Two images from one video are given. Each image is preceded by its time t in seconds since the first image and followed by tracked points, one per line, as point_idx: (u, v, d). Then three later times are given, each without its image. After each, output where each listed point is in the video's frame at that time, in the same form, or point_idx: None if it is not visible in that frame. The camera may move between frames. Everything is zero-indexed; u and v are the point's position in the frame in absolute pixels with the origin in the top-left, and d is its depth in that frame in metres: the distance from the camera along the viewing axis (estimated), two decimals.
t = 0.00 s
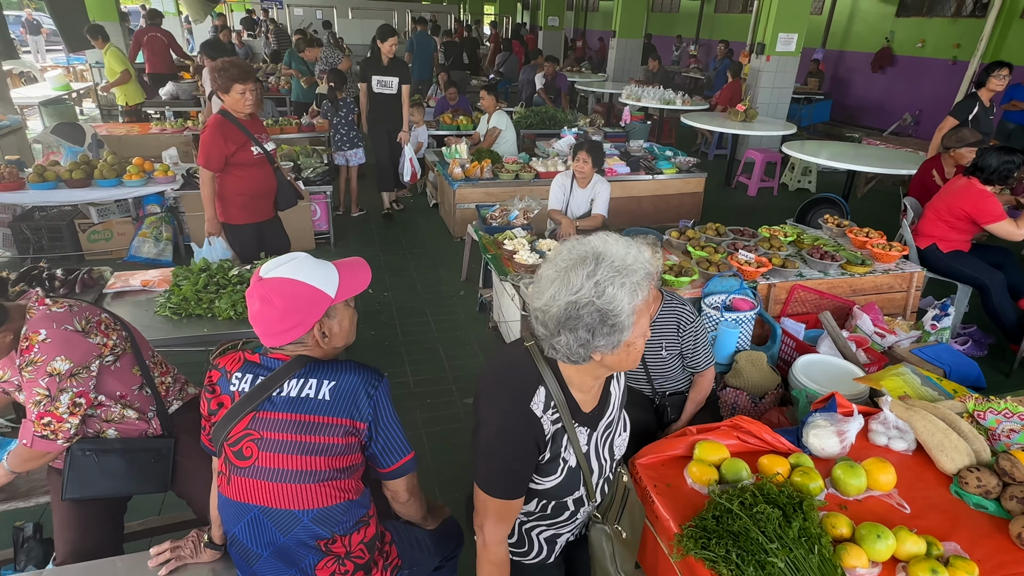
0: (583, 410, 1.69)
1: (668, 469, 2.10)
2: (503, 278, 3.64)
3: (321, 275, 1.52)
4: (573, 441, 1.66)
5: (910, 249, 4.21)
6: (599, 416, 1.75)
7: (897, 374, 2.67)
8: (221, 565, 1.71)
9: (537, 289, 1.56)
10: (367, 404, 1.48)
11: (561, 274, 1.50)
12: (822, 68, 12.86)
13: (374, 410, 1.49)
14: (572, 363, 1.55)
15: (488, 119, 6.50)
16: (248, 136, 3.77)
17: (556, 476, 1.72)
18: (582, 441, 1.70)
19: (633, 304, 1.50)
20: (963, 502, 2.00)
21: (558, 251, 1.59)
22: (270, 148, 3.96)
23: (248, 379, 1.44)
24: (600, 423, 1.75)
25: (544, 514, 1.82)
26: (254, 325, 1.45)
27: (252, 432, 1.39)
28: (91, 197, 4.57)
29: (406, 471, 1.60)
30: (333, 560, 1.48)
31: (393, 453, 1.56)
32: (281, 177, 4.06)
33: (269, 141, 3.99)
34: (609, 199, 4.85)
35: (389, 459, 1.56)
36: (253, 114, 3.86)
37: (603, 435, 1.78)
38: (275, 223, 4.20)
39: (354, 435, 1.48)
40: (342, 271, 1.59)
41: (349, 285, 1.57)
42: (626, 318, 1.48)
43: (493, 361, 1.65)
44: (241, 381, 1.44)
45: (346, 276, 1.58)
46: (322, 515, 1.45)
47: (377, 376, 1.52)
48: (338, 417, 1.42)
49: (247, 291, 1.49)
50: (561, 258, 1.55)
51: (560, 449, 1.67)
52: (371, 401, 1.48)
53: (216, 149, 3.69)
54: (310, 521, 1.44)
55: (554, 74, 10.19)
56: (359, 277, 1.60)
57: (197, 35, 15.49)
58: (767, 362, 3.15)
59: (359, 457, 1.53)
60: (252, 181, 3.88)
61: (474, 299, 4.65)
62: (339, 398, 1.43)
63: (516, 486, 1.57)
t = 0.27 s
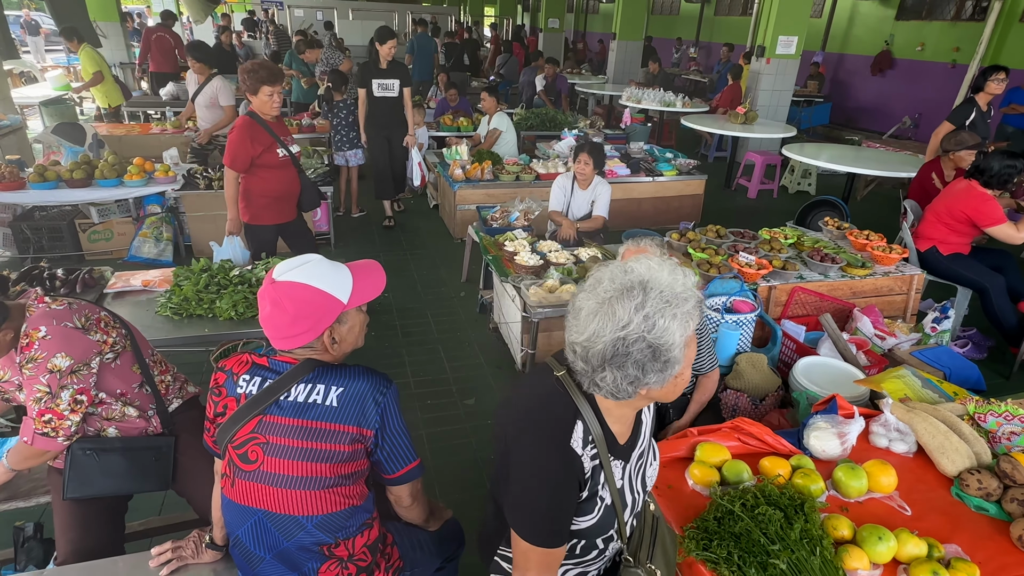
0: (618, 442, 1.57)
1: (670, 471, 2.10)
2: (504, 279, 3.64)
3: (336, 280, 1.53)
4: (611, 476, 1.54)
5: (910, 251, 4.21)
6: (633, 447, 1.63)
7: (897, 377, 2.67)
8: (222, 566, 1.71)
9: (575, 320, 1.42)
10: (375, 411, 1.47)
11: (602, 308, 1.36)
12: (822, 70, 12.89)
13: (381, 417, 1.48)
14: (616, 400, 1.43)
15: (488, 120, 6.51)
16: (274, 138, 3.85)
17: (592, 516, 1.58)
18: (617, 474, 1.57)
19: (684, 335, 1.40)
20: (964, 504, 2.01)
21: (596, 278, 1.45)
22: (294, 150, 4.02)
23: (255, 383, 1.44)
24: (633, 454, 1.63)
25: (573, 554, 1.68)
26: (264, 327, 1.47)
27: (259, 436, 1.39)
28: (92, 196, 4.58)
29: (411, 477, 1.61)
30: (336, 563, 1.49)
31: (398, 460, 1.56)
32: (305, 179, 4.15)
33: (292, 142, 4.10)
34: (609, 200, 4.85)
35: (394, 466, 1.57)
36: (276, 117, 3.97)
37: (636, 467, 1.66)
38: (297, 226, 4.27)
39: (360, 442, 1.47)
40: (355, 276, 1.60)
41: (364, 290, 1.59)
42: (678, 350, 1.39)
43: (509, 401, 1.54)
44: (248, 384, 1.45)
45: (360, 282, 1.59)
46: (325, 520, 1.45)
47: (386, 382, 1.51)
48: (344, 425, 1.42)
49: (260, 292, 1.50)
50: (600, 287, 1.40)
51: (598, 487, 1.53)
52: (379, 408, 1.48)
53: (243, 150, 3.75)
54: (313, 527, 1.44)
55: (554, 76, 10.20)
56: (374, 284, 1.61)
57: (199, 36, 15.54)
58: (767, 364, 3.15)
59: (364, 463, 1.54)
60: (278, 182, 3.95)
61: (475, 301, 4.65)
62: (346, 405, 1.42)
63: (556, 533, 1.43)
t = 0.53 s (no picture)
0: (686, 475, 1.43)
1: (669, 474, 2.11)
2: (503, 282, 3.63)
3: (351, 281, 1.55)
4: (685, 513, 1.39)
5: (907, 254, 4.23)
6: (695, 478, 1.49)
7: (896, 379, 2.67)
8: (221, 570, 1.70)
9: (650, 345, 1.30)
10: (379, 413, 1.47)
11: (686, 331, 1.25)
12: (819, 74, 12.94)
13: (385, 419, 1.48)
14: (693, 431, 1.31)
15: (487, 123, 6.52)
16: (303, 138, 3.99)
17: (667, 562, 1.42)
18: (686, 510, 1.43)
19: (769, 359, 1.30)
20: (963, 508, 2.01)
21: (669, 300, 1.34)
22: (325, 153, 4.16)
23: (262, 381, 1.45)
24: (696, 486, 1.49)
25: None
26: (276, 322, 1.50)
27: (264, 435, 1.40)
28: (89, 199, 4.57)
29: (414, 480, 1.62)
30: (336, 566, 1.49)
31: (401, 462, 1.57)
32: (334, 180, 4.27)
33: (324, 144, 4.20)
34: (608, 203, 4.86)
35: (397, 469, 1.58)
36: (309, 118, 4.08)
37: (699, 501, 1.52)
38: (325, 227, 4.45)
39: (364, 443, 1.47)
40: (370, 281, 1.61)
41: (378, 294, 1.60)
42: (766, 376, 1.28)
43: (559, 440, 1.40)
44: (255, 382, 1.46)
45: (375, 286, 1.61)
46: (327, 521, 1.45)
47: (391, 384, 1.51)
48: (349, 425, 1.42)
49: (276, 287, 1.54)
50: (678, 310, 1.29)
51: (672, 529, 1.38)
52: (383, 410, 1.48)
53: (274, 150, 3.93)
54: (315, 528, 1.44)
55: (552, 79, 10.22)
56: (388, 289, 1.63)
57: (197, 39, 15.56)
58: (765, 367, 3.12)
59: (367, 465, 1.54)
60: (305, 182, 4.10)
61: (474, 303, 4.66)
62: (351, 405, 1.42)
63: None
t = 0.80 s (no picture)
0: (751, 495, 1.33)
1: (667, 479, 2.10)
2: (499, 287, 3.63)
3: (357, 284, 1.58)
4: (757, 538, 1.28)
5: (902, 259, 4.24)
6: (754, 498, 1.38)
7: (892, 384, 2.67)
8: None
9: (729, 365, 1.22)
10: (382, 413, 1.48)
11: (772, 354, 1.19)
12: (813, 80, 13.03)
13: (387, 420, 1.49)
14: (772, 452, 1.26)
15: (483, 129, 6.53)
16: (323, 143, 3.96)
17: None
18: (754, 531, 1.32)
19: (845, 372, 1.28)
20: (961, 511, 2.01)
21: (740, 318, 1.27)
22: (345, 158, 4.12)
23: (266, 381, 1.48)
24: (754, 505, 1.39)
25: None
26: (281, 322, 1.52)
27: (266, 433, 1.41)
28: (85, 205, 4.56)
29: (416, 483, 1.61)
30: (335, 569, 1.48)
31: (402, 465, 1.57)
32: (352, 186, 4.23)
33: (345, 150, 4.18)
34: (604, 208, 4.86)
35: (399, 471, 1.57)
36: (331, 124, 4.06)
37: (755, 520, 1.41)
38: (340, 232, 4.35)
39: (366, 444, 1.47)
40: (376, 285, 1.63)
41: (383, 299, 1.62)
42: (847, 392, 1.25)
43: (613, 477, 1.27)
44: (259, 382, 1.49)
45: (380, 290, 1.63)
46: (327, 523, 1.44)
47: (393, 386, 1.53)
48: (351, 424, 1.43)
49: (282, 287, 1.55)
50: (757, 330, 1.22)
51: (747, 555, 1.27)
52: (386, 411, 1.49)
53: (293, 154, 3.87)
54: (315, 529, 1.43)
55: (548, 85, 10.25)
56: (393, 292, 1.65)
57: (193, 45, 15.57)
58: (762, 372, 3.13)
59: (369, 467, 1.53)
60: (322, 187, 4.02)
61: (470, 308, 4.65)
62: (353, 405, 1.44)
63: None
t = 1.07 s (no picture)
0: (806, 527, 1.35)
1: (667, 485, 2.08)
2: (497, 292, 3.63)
3: (366, 287, 1.58)
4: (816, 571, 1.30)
5: (898, 263, 4.26)
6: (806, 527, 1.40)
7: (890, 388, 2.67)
8: None
9: (795, 398, 1.23)
10: (384, 414, 1.47)
11: (841, 384, 1.21)
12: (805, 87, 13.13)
13: (390, 422, 1.48)
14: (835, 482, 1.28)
15: (478, 135, 6.53)
16: (333, 153, 3.79)
17: None
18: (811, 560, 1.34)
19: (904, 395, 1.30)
20: (961, 515, 2.00)
21: (799, 345, 1.29)
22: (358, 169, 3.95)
23: (269, 382, 1.47)
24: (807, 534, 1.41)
25: None
26: (290, 321, 1.52)
27: (269, 433, 1.40)
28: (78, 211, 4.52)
29: (418, 487, 1.59)
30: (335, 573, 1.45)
31: (404, 468, 1.55)
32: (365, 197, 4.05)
33: (357, 160, 3.97)
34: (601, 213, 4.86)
35: (400, 474, 1.55)
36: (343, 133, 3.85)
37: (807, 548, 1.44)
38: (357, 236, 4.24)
39: (369, 445, 1.46)
40: (385, 289, 1.63)
41: (392, 303, 1.61)
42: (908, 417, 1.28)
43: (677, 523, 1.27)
44: (262, 383, 1.48)
45: (389, 295, 1.63)
46: (328, 525, 1.42)
47: (396, 388, 1.52)
48: (354, 425, 1.42)
49: (293, 286, 1.56)
50: (822, 362, 1.24)
51: None
52: (389, 412, 1.48)
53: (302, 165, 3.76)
54: (315, 531, 1.41)
55: (543, 91, 10.29)
56: (400, 296, 1.65)
57: (188, 52, 15.57)
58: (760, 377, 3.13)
59: (371, 469, 1.52)
60: (332, 199, 3.89)
61: (467, 314, 4.64)
62: (357, 405, 1.43)
63: None
